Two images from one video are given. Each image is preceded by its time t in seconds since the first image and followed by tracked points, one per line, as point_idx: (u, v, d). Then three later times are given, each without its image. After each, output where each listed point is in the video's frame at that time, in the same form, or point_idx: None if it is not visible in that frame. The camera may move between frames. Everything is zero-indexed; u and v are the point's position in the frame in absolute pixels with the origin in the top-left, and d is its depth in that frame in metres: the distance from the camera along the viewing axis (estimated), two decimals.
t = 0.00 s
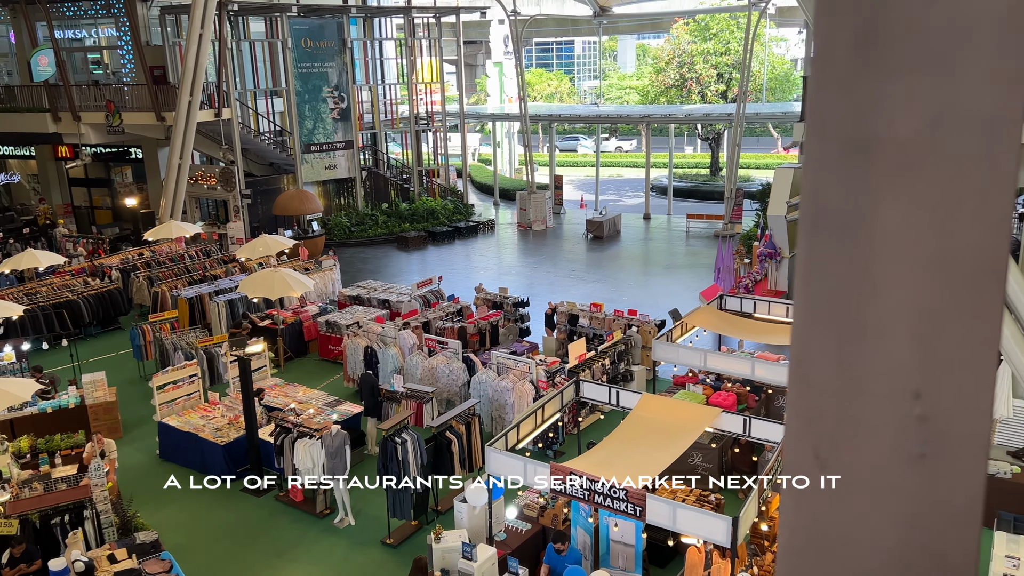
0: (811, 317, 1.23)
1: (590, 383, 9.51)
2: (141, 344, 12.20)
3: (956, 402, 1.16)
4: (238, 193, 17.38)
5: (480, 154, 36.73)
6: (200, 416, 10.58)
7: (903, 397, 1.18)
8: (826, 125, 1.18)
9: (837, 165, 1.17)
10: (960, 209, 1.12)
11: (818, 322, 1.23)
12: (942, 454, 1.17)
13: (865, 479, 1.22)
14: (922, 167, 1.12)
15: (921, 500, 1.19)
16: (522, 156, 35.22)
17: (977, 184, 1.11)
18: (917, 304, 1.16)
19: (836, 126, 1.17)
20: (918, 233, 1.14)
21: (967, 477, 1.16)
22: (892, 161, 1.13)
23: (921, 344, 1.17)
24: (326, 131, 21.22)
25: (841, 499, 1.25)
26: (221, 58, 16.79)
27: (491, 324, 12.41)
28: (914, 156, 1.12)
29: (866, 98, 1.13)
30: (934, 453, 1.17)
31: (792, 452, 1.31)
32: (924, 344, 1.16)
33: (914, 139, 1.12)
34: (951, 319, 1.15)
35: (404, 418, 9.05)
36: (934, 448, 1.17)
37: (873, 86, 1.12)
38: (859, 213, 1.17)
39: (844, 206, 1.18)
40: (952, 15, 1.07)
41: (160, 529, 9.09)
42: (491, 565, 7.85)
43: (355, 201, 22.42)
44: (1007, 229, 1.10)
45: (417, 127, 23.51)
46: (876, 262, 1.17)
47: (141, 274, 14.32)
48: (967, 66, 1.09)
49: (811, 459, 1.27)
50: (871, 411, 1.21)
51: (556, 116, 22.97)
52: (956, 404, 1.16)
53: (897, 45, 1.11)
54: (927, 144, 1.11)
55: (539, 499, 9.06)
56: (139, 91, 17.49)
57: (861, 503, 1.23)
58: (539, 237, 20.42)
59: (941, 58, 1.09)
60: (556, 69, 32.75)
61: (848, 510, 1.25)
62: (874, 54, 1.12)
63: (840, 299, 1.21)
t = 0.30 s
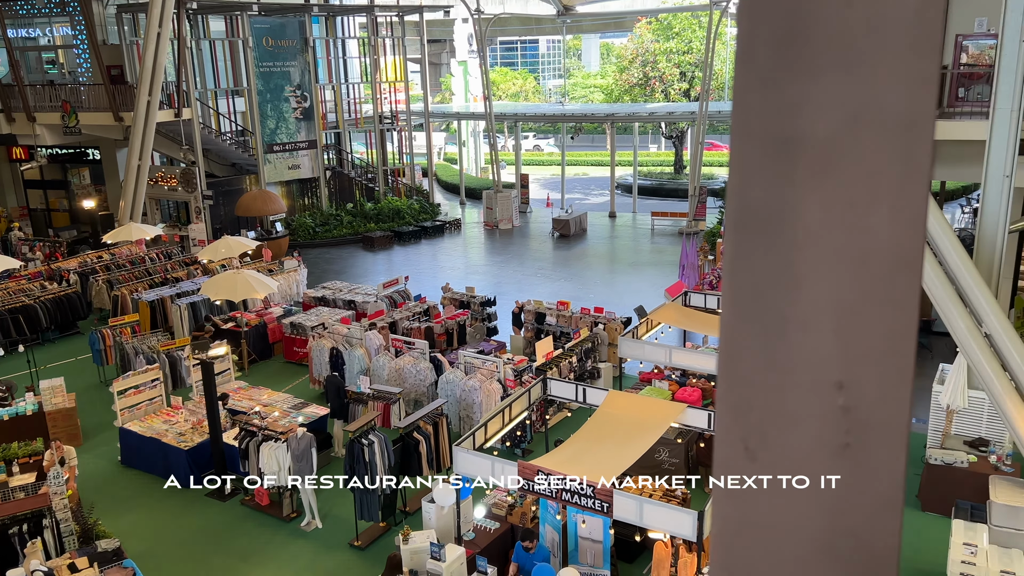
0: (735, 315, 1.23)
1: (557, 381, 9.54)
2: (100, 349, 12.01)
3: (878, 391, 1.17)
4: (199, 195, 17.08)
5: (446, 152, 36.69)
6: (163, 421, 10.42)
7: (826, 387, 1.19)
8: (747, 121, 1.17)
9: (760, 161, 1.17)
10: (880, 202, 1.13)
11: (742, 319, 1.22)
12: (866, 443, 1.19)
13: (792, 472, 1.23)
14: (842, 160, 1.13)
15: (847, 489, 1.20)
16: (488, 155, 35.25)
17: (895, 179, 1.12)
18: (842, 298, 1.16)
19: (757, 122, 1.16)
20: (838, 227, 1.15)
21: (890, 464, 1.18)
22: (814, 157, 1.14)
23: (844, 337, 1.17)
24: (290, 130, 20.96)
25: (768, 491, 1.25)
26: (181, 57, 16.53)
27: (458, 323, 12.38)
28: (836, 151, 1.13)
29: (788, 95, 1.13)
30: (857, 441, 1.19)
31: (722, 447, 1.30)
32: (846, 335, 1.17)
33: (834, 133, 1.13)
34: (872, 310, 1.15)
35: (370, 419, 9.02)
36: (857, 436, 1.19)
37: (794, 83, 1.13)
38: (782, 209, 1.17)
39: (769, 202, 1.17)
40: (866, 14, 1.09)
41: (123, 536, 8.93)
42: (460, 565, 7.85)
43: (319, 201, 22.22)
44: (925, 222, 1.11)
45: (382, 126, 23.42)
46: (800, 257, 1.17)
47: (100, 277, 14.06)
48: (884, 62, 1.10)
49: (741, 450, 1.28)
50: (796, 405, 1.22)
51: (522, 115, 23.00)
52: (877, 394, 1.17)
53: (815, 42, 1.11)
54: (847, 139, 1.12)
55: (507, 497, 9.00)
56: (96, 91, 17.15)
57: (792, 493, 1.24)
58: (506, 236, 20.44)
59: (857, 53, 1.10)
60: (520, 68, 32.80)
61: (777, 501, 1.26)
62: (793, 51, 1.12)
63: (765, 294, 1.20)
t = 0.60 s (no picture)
0: (677, 307, 1.32)
1: (524, 379, 9.61)
2: (60, 354, 11.82)
3: (809, 381, 1.29)
4: (160, 196, 16.82)
5: (411, 152, 36.54)
6: (125, 426, 10.24)
7: (763, 380, 1.31)
8: (684, 124, 1.27)
9: (699, 161, 1.26)
10: (809, 203, 1.25)
11: (682, 313, 1.32)
12: (800, 432, 1.31)
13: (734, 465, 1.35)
14: (773, 162, 1.24)
15: (782, 476, 1.33)
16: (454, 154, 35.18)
17: (821, 183, 1.24)
18: (775, 293, 1.28)
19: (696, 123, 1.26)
20: (770, 227, 1.26)
21: (822, 450, 1.31)
22: (748, 157, 1.25)
23: (777, 331, 1.29)
24: (252, 130, 20.72)
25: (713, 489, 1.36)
26: (139, 54, 16.22)
27: (426, 323, 12.33)
28: (766, 154, 1.24)
29: (723, 99, 1.24)
30: (793, 431, 1.32)
31: (663, 440, 1.40)
32: (778, 329, 1.29)
33: (765, 135, 1.24)
34: (802, 304, 1.27)
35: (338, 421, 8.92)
36: (791, 427, 1.32)
37: (728, 86, 1.23)
38: (718, 209, 1.28)
39: (705, 201, 1.28)
40: (796, 16, 1.21)
41: (85, 544, 8.76)
42: (430, 565, 7.81)
43: (283, 201, 21.99)
44: (848, 223, 1.24)
45: (346, 125, 23.27)
46: (734, 254, 1.28)
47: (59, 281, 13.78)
48: (810, 73, 1.21)
49: (682, 443, 1.38)
50: (734, 398, 1.33)
51: (488, 113, 22.97)
52: (809, 383, 1.30)
53: (748, 54, 1.22)
54: (777, 142, 1.24)
55: (477, 496, 9.02)
56: (52, 91, 16.78)
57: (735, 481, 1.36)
58: (473, 234, 20.41)
59: (785, 65, 1.22)
60: (486, 66, 32.78)
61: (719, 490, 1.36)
62: (727, 55, 1.23)
63: (702, 290, 1.30)
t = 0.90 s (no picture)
0: (612, 300, 1.39)
1: (494, 377, 9.64)
2: (18, 358, 11.72)
3: (741, 376, 1.36)
4: (120, 196, 16.56)
5: (378, 149, 36.34)
6: (87, 432, 10.05)
7: (696, 373, 1.38)
8: (616, 120, 1.32)
9: (627, 156, 1.33)
10: (737, 201, 1.31)
11: (618, 306, 1.38)
12: (732, 429, 1.39)
13: (666, 458, 1.43)
14: (700, 160, 1.31)
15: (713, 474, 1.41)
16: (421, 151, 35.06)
17: (751, 179, 1.30)
18: (706, 289, 1.34)
19: (627, 121, 1.32)
20: (700, 224, 1.33)
21: (752, 446, 1.39)
22: (676, 154, 1.31)
23: (708, 325, 1.36)
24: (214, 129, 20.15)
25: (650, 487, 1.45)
26: (97, 52, 15.89)
27: (394, 323, 12.25)
28: (696, 152, 1.31)
29: (654, 98, 1.30)
30: (725, 427, 1.39)
31: (601, 435, 1.47)
32: (709, 324, 1.36)
33: (694, 131, 1.30)
34: (732, 299, 1.34)
35: (305, 423, 8.84)
36: (722, 422, 1.39)
37: (659, 84, 1.29)
38: (649, 204, 1.34)
39: (638, 198, 1.34)
40: (722, 14, 1.26)
41: (47, 552, 8.58)
42: (400, 565, 7.79)
43: (247, 200, 21.82)
44: (774, 221, 1.31)
45: (311, 123, 23.08)
46: (665, 250, 1.35)
47: (16, 284, 13.47)
48: (738, 69, 1.27)
49: (619, 439, 1.46)
50: (668, 394, 1.41)
51: (454, 111, 22.90)
52: (740, 378, 1.36)
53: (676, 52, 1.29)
54: (704, 138, 1.30)
55: (446, 495, 8.96)
56: (7, 89, 16.45)
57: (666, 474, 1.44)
58: (441, 233, 20.35)
59: (714, 64, 1.28)
60: (452, 63, 32.69)
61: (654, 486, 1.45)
62: (658, 54, 1.29)
63: (636, 284, 1.37)
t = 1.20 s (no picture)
0: (545, 295, 1.46)
1: (462, 375, 9.67)
2: None
3: (672, 370, 1.41)
4: (80, 197, 16.21)
5: (345, 148, 36.10)
6: (46, 438, 9.82)
7: (629, 368, 1.43)
8: (547, 118, 1.39)
9: (557, 151, 1.39)
10: (664, 198, 1.36)
11: (551, 301, 1.45)
12: (664, 421, 1.43)
13: (601, 456, 1.48)
14: (628, 154, 1.36)
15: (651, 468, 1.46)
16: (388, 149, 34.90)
17: (678, 175, 1.35)
18: (633, 283, 1.40)
19: (557, 118, 1.38)
20: (629, 220, 1.39)
21: (683, 438, 1.43)
22: (603, 151, 1.37)
23: (639, 319, 1.41)
24: (176, 127, 19.80)
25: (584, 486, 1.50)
26: (53, 49, 15.56)
27: (361, 322, 12.17)
28: (623, 146, 1.36)
29: (582, 94, 1.36)
30: (658, 420, 1.44)
31: (538, 431, 1.54)
32: (639, 319, 1.41)
33: (621, 126, 1.35)
34: (661, 294, 1.39)
35: (271, 424, 8.72)
36: (656, 417, 1.44)
37: (588, 79, 1.35)
38: (578, 198, 1.40)
39: (568, 193, 1.40)
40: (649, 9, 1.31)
41: (6, 561, 8.37)
42: (369, 567, 7.72)
43: (210, 200, 21.51)
44: (701, 215, 1.35)
45: (274, 122, 22.88)
46: (596, 246, 1.41)
47: None
48: (664, 66, 1.31)
49: (554, 435, 1.52)
50: (601, 392, 1.46)
51: (421, 108, 22.81)
52: (670, 373, 1.41)
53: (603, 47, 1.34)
54: (629, 135, 1.35)
55: (416, 495, 8.83)
56: None
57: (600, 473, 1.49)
58: (409, 231, 20.25)
59: (640, 58, 1.32)
60: (418, 60, 32.58)
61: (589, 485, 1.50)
62: (588, 47, 1.34)
63: (568, 278, 1.44)
